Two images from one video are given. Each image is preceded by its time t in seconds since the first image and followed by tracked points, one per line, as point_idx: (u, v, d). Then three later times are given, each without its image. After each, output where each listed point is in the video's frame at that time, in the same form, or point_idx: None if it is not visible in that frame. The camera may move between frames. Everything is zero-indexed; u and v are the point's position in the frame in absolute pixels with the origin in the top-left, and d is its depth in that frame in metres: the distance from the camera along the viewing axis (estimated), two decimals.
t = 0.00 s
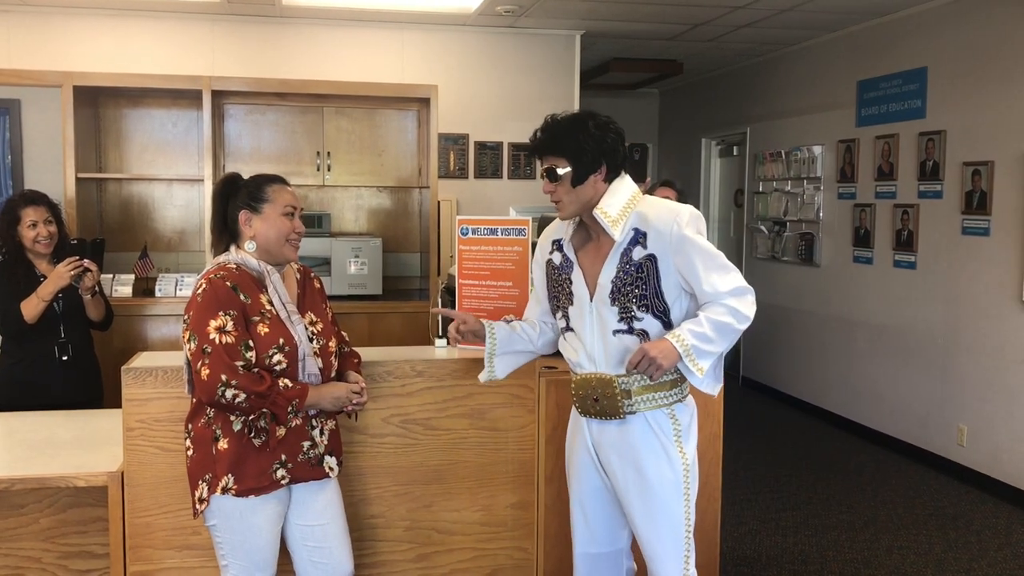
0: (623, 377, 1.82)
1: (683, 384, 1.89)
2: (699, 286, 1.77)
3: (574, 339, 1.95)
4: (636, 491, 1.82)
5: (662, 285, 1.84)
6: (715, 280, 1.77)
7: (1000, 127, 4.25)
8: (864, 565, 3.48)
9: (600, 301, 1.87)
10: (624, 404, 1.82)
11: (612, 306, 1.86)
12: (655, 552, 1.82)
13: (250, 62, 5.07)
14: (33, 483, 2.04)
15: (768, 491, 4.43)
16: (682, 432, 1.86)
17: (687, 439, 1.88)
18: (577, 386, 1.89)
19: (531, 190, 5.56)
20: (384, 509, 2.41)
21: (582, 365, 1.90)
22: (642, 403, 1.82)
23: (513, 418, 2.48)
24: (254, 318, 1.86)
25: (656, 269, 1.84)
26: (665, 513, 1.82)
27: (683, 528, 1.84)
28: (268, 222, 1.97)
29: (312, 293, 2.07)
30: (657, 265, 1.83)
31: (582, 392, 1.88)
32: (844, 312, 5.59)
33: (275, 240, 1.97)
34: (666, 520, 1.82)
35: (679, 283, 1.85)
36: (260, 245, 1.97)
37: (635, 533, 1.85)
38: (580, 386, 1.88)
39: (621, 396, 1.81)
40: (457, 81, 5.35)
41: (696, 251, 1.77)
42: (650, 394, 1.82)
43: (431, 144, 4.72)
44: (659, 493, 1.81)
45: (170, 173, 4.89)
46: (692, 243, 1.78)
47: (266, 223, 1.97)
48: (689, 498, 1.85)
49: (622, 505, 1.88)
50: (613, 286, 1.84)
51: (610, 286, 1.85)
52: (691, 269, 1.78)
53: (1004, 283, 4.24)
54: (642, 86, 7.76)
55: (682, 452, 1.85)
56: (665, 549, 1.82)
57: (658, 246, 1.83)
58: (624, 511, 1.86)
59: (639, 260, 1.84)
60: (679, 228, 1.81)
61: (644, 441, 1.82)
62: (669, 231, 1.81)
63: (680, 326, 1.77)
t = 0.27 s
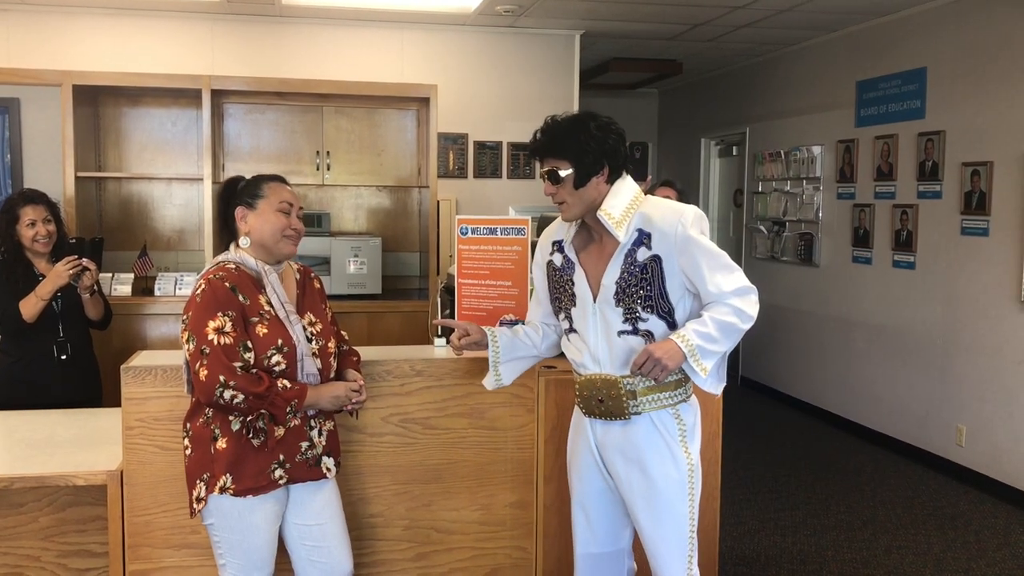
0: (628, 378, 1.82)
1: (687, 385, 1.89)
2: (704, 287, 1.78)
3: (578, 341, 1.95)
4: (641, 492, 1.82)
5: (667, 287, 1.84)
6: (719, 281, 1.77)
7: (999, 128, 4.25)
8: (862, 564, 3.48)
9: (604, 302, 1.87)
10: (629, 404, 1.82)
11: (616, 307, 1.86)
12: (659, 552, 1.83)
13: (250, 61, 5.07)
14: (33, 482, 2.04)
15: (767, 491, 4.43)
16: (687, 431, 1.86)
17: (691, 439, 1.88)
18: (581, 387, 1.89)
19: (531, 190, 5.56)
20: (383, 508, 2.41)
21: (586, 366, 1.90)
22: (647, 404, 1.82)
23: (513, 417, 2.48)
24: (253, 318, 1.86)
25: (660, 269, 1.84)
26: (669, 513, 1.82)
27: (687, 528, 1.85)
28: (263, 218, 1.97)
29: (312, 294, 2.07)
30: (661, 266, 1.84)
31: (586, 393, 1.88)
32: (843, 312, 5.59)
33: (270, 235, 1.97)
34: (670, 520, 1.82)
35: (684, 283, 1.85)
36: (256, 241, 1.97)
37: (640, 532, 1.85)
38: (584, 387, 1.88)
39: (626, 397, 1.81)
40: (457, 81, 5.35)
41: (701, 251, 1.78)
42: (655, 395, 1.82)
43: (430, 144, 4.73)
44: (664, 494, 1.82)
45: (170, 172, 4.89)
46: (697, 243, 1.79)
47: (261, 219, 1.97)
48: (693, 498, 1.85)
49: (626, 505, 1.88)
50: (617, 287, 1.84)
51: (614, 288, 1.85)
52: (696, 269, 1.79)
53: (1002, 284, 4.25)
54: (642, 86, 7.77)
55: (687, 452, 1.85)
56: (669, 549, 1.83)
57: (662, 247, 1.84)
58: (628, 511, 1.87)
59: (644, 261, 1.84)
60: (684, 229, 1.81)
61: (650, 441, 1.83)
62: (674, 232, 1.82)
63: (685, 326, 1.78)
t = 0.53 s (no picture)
0: (630, 378, 1.83)
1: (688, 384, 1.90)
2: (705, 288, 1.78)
3: (579, 341, 1.95)
4: (643, 491, 1.82)
5: (670, 288, 1.84)
6: (720, 283, 1.77)
7: (998, 129, 4.26)
8: (860, 564, 3.49)
9: (606, 303, 1.87)
10: (631, 404, 1.83)
11: (619, 308, 1.85)
12: (658, 552, 1.83)
13: (250, 59, 5.07)
14: (32, 480, 2.04)
15: (765, 491, 4.44)
16: (689, 430, 1.86)
17: (693, 439, 1.88)
18: (583, 387, 1.89)
19: (530, 189, 5.56)
20: (382, 507, 2.41)
21: (588, 366, 1.90)
22: (648, 404, 1.83)
23: (512, 417, 2.48)
24: (251, 318, 1.85)
25: (663, 270, 1.84)
26: (671, 513, 1.82)
27: (688, 527, 1.85)
28: (266, 217, 1.97)
29: (312, 293, 2.07)
30: (664, 266, 1.84)
31: (588, 392, 1.88)
32: (842, 312, 5.60)
33: (272, 234, 1.97)
34: (672, 519, 1.83)
35: (685, 284, 1.85)
36: (258, 240, 1.97)
37: (641, 532, 1.85)
38: (586, 387, 1.88)
39: (628, 397, 1.82)
40: (456, 81, 5.35)
41: (703, 253, 1.78)
42: (656, 395, 1.83)
43: (430, 143, 4.73)
44: (666, 493, 1.82)
45: (169, 171, 4.89)
46: (700, 244, 1.79)
47: (263, 217, 1.97)
48: (694, 497, 1.85)
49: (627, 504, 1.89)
50: (620, 288, 1.84)
51: (617, 288, 1.85)
52: (697, 270, 1.79)
53: (1001, 284, 4.26)
54: (641, 86, 7.77)
55: (688, 451, 1.85)
56: (670, 548, 1.83)
57: (666, 248, 1.83)
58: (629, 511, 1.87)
59: (647, 261, 1.84)
60: (687, 230, 1.81)
61: (651, 440, 1.82)
62: (677, 233, 1.82)
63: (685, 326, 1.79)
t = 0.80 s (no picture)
0: (638, 381, 1.84)
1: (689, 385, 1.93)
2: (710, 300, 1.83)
3: (581, 347, 1.92)
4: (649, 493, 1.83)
5: (676, 297, 1.89)
6: (713, 304, 1.83)
7: (995, 129, 4.27)
8: (857, 563, 3.49)
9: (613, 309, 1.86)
10: (638, 408, 1.84)
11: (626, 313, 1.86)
12: (663, 551, 1.84)
13: (247, 58, 5.07)
14: (29, 479, 2.04)
15: (762, 490, 4.44)
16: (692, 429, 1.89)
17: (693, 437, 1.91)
18: (586, 392, 1.89)
19: (528, 189, 5.56)
20: (380, 507, 2.41)
21: (592, 372, 1.90)
22: (656, 407, 1.85)
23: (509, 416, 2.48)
24: (251, 317, 1.86)
25: (671, 279, 1.87)
26: (676, 513, 1.84)
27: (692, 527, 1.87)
28: (270, 217, 1.97)
29: (310, 293, 2.07)
30: (672, 276, 1.87)
31: (592, 397, 1.88)
32: (839, 312, 5.61)
33: (276, 234, 1.98)
34: (677, 518, 1.84)
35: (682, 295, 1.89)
36: (262, 240, 1.97)
37: (645, 534, 1.86)
38: (590, 392, 1.88)
39: (635, 400, 1.84)
40: (453, 80, 5.35)
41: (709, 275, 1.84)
42: (661, 398, 1.85)
43: (427, 142, 4.73)
44: (671, 492, 1.83)
45: (166, 170, 4.88)
46: (715, 260, 1.84)
47: (267, 217, 1.97)
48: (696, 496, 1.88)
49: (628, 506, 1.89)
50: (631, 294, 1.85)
51: (625, 293, 1.86)
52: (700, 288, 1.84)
53: (997, 284, 4.26)
54: (639, 86, 7.78)
55: (690, 450, 1.88)
56: (675, 548, 1.84)
57: (677, 258, 1.86)
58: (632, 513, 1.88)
59: (658, 269, 1.85)
60: (701, 243, 1.84)
61: (656, 441, 1.84)
62: (691, 244, 1.85)
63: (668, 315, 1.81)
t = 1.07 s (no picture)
0: (623, 377, 1.84)
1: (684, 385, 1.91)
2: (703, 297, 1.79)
3: (574, 338, 1.95)
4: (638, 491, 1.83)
5: (667, 293, 1.84)
6: (714, 299, 1.79)
7: (993, 129, 4.27)
8: (855, 563, 3.49)
9: (602, 302, 1.87)
10: (624, 404, 1.83)
11: (615, 307, 1.85)
12: (652, 552, 1.84)
13: (245, 58, 5.06)
14: (27, 480, 2.03)
15: (760, 489, 4.44)
16: (683, 429, 1.87)
17: (686, 439, 1.88)
18: (577, 385, 1.90)
19: (526, 188, 5.56)
20: (379, 506, 2.41)
21: (582, 365, 1.90)
22: (642, 404, 1.83)
23: (508, 415, 2.48)
24: (249, 316, 1.85)
25: (662, 274, 1.83)
26: (665, 513, 1.83)
27: (683, 527, 1.85)
28: (267, 216, 1.97)
29: (307, 292, 2.07)
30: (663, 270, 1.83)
31: (582, 391, 1.88)
32: (838, 311, 5.61)
33: (272, 234, 1.97)
34: (666, 518, 1.83)
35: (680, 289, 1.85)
36: (257, 240, 1.97)
37: (635, 532, 1.86)
38: (580, 385, 1.89)
39: (621, 396, 1.83)
40: (451, 80, 5.35)
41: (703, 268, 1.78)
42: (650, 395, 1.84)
43: (425, 142, 4.72)
44: (660, 492, 1.82)
45: (164, 170, 4.88)
46: (702, 254, 1.78)
47: (264, 217, 1.97)
48: (689, 496, 1.86)
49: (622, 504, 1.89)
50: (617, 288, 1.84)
51: (615, 287, 1.85)
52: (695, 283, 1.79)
53: (995, 283, 4.27)
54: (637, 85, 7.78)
55: (682, 452, 1.85)
56: (665, 548, 1.83)
57: (667, 252, 1.82)
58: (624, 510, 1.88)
59: (647, 263, 1.83)
60: (689, 238, 1.80)
61: (646, 440, 1.83)
62: (680, 240, 1.81)
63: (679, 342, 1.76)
